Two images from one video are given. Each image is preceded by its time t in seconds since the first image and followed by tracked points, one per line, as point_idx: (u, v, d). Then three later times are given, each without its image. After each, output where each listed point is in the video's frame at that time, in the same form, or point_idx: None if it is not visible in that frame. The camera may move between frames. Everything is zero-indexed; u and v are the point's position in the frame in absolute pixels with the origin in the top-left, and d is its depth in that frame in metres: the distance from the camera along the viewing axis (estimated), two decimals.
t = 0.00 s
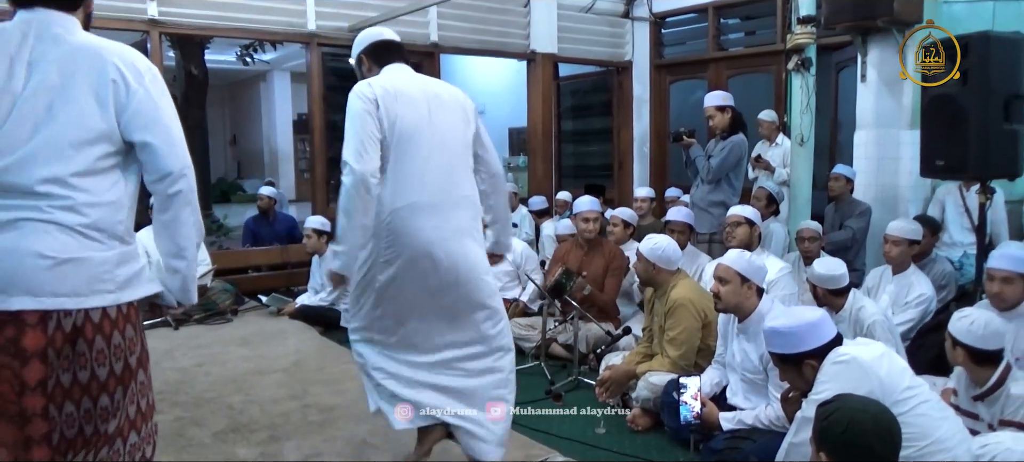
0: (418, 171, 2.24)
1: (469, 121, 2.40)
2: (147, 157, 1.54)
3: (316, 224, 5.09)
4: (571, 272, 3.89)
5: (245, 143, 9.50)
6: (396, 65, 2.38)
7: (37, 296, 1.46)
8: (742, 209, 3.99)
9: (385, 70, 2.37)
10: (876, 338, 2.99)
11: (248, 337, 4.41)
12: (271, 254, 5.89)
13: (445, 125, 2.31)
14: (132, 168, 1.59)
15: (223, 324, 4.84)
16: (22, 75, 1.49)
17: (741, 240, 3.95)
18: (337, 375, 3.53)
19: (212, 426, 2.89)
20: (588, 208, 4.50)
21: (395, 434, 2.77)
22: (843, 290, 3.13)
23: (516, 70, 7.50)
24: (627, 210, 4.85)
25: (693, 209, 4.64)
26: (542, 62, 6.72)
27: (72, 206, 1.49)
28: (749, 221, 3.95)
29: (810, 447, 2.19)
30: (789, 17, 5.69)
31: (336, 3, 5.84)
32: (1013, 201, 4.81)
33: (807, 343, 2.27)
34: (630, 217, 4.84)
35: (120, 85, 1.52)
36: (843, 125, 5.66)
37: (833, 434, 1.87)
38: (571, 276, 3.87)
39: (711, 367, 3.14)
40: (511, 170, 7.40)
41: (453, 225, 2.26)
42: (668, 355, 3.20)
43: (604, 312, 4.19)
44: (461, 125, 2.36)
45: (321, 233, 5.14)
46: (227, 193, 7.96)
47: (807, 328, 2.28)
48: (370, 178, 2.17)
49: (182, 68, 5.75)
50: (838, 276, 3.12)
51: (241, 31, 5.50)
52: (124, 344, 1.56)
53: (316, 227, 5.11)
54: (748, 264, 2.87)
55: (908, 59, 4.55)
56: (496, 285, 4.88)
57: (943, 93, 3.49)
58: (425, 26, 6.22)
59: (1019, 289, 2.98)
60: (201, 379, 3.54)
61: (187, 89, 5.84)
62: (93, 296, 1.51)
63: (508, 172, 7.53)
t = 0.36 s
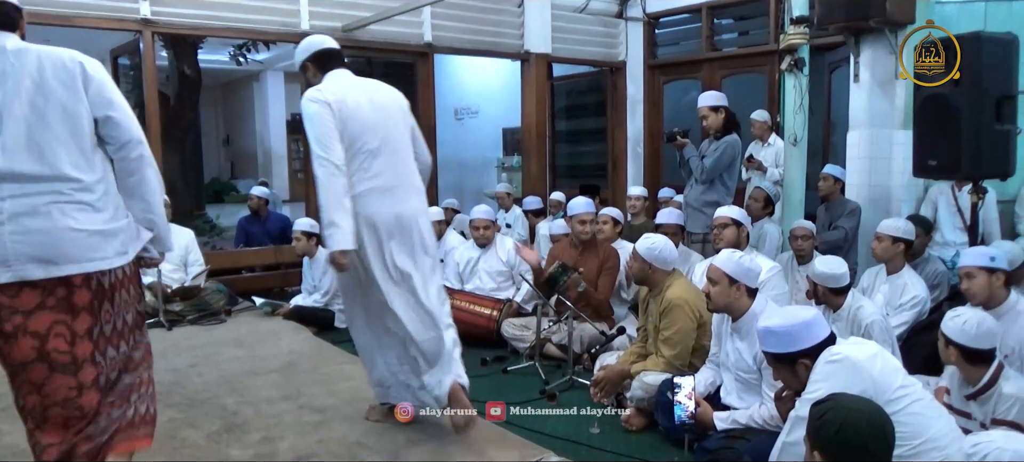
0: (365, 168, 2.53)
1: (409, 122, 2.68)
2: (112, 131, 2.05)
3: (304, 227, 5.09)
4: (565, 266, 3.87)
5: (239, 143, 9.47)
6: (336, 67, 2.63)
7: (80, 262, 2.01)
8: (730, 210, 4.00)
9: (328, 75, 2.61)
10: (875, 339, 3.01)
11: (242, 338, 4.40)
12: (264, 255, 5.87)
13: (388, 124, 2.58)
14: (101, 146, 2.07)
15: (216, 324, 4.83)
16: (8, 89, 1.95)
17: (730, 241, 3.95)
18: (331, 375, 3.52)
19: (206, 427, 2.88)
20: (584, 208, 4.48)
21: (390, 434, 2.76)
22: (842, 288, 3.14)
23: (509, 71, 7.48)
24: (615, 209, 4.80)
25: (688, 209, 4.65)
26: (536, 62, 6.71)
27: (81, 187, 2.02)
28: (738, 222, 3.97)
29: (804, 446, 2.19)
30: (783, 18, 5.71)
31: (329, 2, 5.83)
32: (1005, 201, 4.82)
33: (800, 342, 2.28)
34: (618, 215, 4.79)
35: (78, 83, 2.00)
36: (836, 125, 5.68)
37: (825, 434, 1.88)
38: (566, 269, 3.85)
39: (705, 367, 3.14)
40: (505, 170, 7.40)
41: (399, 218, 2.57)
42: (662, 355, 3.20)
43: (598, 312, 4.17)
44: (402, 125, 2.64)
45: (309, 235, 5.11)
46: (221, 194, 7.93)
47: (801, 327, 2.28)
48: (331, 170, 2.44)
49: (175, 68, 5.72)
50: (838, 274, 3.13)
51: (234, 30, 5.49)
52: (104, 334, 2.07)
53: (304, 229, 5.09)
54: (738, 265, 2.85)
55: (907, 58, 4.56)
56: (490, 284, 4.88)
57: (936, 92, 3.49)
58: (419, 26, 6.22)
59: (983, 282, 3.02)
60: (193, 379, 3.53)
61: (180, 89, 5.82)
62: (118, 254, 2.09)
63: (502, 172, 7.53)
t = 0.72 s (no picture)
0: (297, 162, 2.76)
1: (339, 124, 2.90)
2: (78, 145, 2.32)
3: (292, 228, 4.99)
4: (569, 272, 3.88)
5: (239, 142, 9.46)
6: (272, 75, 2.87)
7: (56, 252, 2.26)
8: (724, 211, 4.00)
9: (265, 80, 2.85)
10: (876, 338, 2.99)
11: (241, 338, 4.40)
12: (263, 255, 5.87)
13: (321, 124, 2.82)
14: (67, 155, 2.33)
15: (216, 324, 4.83)
16: None
17: (723, 242, 3.96)
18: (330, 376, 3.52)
19: (205, 427, 2.88)
20: (582, 209, 4.48)
21: (389, 435, 2.75)
22: (851, 287, 3.17)
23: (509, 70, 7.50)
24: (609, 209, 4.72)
25: (687, 209, 4.66)
26: (536, 62, 6.71)
27: (63, 188, 2.31)
28: (731, 223, 3.96)
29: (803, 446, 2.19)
30: (782, 18, 5.71)
31: (329, 2, 5.83)
32: (1005, 201, 4.82)
33: (799, 342, 2.28)
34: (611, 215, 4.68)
35: (52, 100, 2.27)
36: (835, 125, 5.68)
37: (824, 433, 1.88)
38: (570, 275, 3.85)
39: (704, 367, 3.14)
40: (505, 170, 7.40)
41: (336, 203, 2.76)
42: (662, 354, 3.20)
43: (599, 312, 4.19)
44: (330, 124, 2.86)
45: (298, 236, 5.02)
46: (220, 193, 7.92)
47: (800, 327, 2.27)
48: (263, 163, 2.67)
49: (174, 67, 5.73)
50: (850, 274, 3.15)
51: (233, 30, 5.48)
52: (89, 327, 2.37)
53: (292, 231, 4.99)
54: (737, 266, 2.85)
55: (907, 58, 4.55)
56: (490, 285, 4.89)
57: (935, 92, 3.49)
58: (418, 26, 6.22)
59: (968, 282, 3.07)
60: (192, 379, 3.53)
61: (179, 89, 5.80)
62: (86, 246, 2.36)
63: (501, 172, 7.53)
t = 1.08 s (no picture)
0: (208, 163, 3.14)
1: (246, 133, 3.27)
2: None
3: (282, 234, 4.86)
4: (558, 267, 3.94)
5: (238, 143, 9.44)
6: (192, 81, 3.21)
7: None
8: (723, 211, 4.00)
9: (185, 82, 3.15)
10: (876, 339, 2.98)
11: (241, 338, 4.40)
12: (261, 255, 5.85)
13: (229, 134, 3.19)
14: None
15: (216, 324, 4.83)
16: None
17: (722, 243, 3.96)
18: (329, 376, 3.51)
19: (205, 427, 2.88)
20: (582, 209, 4.48)
21: (389, 435, 2.75)
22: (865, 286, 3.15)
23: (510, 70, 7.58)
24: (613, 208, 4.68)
25: (687, 208, 4.66)
26: (536, 62, 6.72)
27: None
28: (730, 224, 3.96)
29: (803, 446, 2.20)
30: (782, 18, 5.71)
31: (329, 2, 5.84)
32: (1005, 201, 4.82)
33: (800, 342, 2.28)
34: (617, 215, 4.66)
35: None
36: (835, 124, 5.67)
37: (825, 433, 1.88)
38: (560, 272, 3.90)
39: (704, 367, 3.15)
40: (504, 170, 7.41)
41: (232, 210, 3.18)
42: (662, 354, 3.20)
43: (597, 311, 4.17)
44: (240, 131, 3.23)
45: (291, 240, 4.91)
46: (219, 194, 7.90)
47: (800, 327, 2.27)
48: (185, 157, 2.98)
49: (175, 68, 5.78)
50: (861, 271, 3.11)
51: (233, 30, 5.48)
52: None
53: (284, 235, 4.86)
54: (737, 266, 2.85)
55: (907, 57, 4.56)
56: (490, 285, 4.88)
57: (936, 92, 3.49)
58: (418, 26, 6.22)
59: (973, 282, 3.03)
60: (191, 380, 3.53)
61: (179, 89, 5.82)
62: None
63: (501, 172, 7.52)
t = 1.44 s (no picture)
0: (94, 178, 3.31)
1: (150, 153, 3.48)
2: None
3: (282, 232, 4.94)
4: (566, 269, 3.87)
5: (239, 143, 9.43)
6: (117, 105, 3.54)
7: None
8: (729, 211, 3.99)
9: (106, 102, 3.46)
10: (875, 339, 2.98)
11: (242, 338, 4.40)
12: (262, 255, 5.86)
13: (130, 153, 3.40)
14: None
15: (216, 324, 4.83)
16: None
17: (727, 242, 3.96)
18: (329, 376, 3.51)
19: (205, 427, 2.88)
20: (582, 211, 4.46)
21: (389, 435, 2.75)
22: (860, 291, 3.14)
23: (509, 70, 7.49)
24: (613, 208, 4.68)
25: (687, 209, 4.65)
26: (536, 62, 6.72)
27: None
28: (736, 224, 3.96)
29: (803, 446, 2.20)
30: (782, 18, 5.71)
31: (329, 3, 5.84)
32: (1005, 201, 4.82)
33: (801, 342, 2.27)
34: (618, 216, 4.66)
35: None
36: (835, 125, 5.67)
37: (825, 433, 1.88)
38: (567, 272, 3.85)
39: (704, 367, 3.15)
40: (504, 170, 7.41)
41: (117, 224, 3.35)
42: (662, 354, 3.20)
43: (598, 312, 4.20)
44: (145, 151, 3.45)
45: (290, 239, 4.97)
46: (220, 194, 7.90)
47: (800, 328, 2.27)
48: (67, 171, 3.19)
49: (175, 68, 5.81)
50: (860, 279, 3.11)
51: (233, 30, 5.48)
52: None
53: (284, 233, 4.94)
54: (737, 267, 2.85)
55: (908, 57, 4.56)
56: (490, 285, 4.88)
57: (936, 92, 3.48)
58: (418, 26, 6.22)
59: (990, 284, 2.97)
60: (192, 380, 3.53)
61: (179, 89, 5.92)
62: None
63: (502, 172, 7.52)
